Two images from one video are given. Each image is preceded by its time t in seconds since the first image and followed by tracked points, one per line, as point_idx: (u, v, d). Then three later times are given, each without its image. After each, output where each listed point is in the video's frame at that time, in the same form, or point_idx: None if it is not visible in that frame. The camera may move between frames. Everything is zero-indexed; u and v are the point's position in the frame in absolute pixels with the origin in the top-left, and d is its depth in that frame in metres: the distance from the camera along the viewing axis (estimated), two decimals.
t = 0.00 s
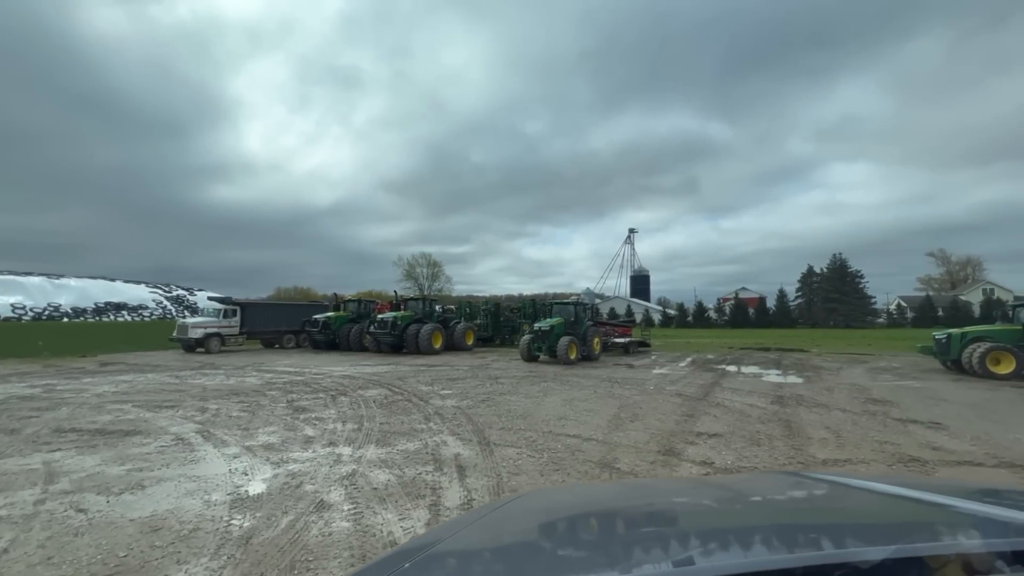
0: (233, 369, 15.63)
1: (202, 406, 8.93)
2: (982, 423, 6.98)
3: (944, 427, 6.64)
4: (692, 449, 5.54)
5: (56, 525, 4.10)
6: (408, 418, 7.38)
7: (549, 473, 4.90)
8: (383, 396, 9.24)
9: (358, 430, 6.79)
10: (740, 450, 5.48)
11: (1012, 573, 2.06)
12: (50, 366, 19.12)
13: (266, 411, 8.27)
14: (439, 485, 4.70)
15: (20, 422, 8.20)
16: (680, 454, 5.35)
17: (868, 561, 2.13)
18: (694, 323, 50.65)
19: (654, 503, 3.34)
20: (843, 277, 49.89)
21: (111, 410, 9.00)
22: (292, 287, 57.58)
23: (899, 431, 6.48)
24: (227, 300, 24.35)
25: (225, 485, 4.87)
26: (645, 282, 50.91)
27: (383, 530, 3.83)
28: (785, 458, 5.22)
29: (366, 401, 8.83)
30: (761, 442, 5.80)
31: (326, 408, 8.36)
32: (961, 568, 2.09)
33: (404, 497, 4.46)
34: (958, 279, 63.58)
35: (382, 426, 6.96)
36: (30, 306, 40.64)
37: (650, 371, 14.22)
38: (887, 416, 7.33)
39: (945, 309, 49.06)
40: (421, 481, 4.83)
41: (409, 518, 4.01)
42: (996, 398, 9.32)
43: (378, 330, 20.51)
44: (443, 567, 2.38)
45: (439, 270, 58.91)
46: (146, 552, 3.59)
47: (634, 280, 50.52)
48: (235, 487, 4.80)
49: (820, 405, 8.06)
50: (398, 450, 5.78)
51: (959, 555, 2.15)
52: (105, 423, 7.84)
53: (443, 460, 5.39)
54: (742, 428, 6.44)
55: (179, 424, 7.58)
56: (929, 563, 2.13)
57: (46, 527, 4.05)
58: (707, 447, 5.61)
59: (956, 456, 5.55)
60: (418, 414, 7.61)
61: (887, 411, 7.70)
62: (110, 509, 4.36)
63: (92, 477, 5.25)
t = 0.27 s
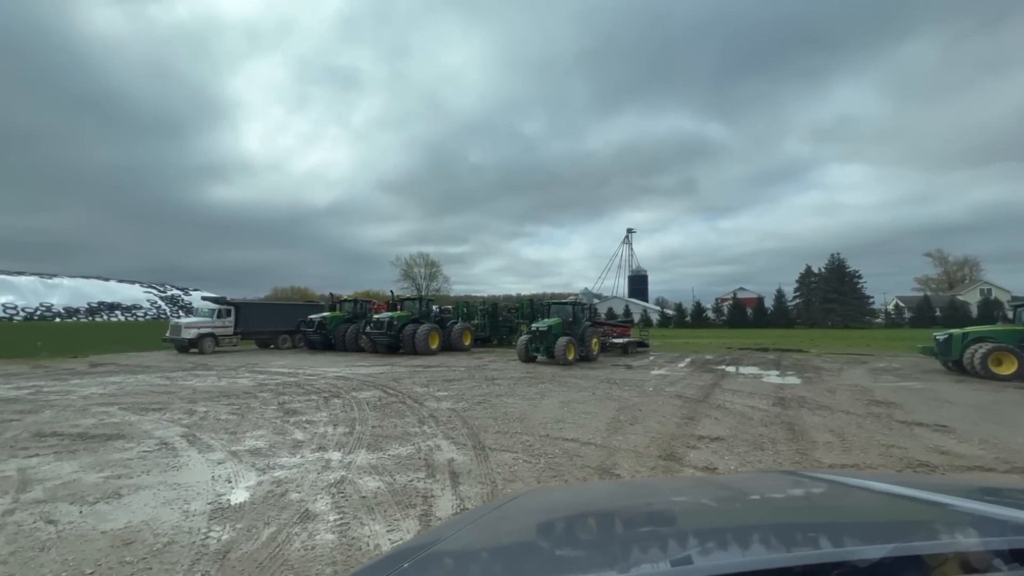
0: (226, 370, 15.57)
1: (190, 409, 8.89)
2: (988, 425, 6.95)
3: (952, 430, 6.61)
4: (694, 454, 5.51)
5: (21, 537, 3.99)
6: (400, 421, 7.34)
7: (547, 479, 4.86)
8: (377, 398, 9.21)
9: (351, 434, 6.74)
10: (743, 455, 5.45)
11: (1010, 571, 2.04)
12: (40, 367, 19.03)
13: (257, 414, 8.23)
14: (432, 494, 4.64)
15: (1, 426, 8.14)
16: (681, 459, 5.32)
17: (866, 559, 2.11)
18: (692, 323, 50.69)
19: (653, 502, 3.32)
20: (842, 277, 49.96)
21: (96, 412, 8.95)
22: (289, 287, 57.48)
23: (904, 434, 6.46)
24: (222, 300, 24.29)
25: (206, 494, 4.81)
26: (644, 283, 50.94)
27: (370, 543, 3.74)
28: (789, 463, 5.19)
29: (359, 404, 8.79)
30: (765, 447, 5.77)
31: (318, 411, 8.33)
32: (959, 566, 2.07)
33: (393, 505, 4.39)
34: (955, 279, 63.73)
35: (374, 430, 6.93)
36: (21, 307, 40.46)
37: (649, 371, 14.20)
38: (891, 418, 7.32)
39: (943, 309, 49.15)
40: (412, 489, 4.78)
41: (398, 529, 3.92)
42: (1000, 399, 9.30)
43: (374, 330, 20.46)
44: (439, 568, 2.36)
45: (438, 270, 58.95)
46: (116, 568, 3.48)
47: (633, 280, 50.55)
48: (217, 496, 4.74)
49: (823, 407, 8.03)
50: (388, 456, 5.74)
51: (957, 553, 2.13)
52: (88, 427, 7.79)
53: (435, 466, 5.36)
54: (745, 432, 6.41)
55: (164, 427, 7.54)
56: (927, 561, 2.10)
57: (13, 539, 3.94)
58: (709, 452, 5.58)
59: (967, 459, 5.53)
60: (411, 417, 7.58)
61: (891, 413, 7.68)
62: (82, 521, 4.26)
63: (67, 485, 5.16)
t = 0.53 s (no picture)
0: (220, 371, 15.51)
1: (180, 411, 8.86)
2: (993, 428, 6.93)
3: (960, 433, 6.59)
4: (696, 458, 5.48)
5: None
6: (393, 424, 7.31)
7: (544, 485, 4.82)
8: (371, 400, 9.18)
9: (342, 438, 6.70)
10: (746, 459, 5.42)
11: (1009, 570, 2.02)
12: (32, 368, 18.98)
13: (248, 417, 8.18)
14: (424, 502, 4.58)
15: None
16: (683, 464, 5.29)
17: (864, 558, 2.09)
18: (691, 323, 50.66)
19: (653, 502, 3.30)
20: (841, 277, 49.96)
21: (83, 414, 8.91)
22: (287, 287, 57.42)
23: (909, 437, 6.43)
24: (217, 300, 24.23)
25: (188, 502, 4.75)
26: (642, 283, 50.92)
27: (355, 554, 3.67)
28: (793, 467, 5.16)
29: (353, 405, 8.75)
30: (768, 451, 5.74)
31: (310, 413, 8.30)
32: (958, 565, 2.05)
33: (383, 515, 4.32)
34: (954, 279, 63.79)
35: (367, 433, 6.89)
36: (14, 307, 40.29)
37: (648, 372, 14.18)
38: (897, 421, 7.29)
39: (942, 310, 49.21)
40: (404, 496, 4.73)
41: (386, 541, 3.84)
42: (1004, 401, 9.28)
43: (371, 330, 20.40)
44: (437, 568, 2.34)
45: (436, 269, 58.94)
46: None
47: (631, 280, 50.55)
48: (199, 504, 4.68)
49: (826, 409, 8.01)
50: (379, 461, 5.70)
51: (954, 553, 2.11)
52: (72, 430, 7.76)
53: (429, 472, 5.32)
54: (746, 435, 6.39)
55: (150, 430, 7.51)
56: (925, 560, 2.08)
57: None
58: (711, 456, 5.56)
59: (978, 464, 5.49)
60: (405, 419, 7.55)
61: (896, 415, 7.65)
62: (53, 532, 4.18)
63: (43, 493, 5.09)
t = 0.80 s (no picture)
0: (214, 372, 15.47)
1: (167, 413, 8.82)
2: (999, 431, 6.90)
3: (969, 437, 6.55)
4: (699, 463, 5.45)
5: None
6: (386, 427, 7.27)
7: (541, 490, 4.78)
8: (366, 402, 9.15)
9: (333, 442, 6.64)
10: (749, 463, 5.39)
11: (1007, 569, 1.99)
12: (23, 368, 18.90)
13: (238, 420, 8.14)
14: (414, 512, 4.50)
15: None
16: (685, 469, 5.25)
17: (862, 558, 2.06)
18: (690, 323, 50.64)
19: (652, 501, 3.27)
20: (839, 277, 49.98)
21: (67, 417, 8.85)
22: (284, 287, 57.38)
23: (914, 441, 6.40)
24: (212, 299, 24.20)
25: (168, 511, 4.66)
26: (641, 283, 50.91)
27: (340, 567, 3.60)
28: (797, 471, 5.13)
29: (347, 407, 8.71)
30: (773, 455, 5.70)
31: (302, 415, 8.27)
32: (956, 565, 2.02)
33: (371, 526, 4.23)
34: (952, 279, 63.85)
35: (359, 437, 6.85)
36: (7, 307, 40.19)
37: (647, 373, 14.15)
38: (903, 424, 7.25)
39: (941, 310, 49.23)
40: (394, 504, 4.66)
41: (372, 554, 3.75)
42: (1011, 403, 9.25)
43: (367, 330, 20.35)
44: (433, 568, 2.31)
45: (434, 269, 58.93)
46: None
47: (630, 280, 50.56)
48: (180, 514, 4.59)
49: (830, 411, 7.98)
50: (369, 467, 5.65)
51: (953, 552, 2.09)
52: (52, 433, 7.70)
53: (422, 478, 5.27)
54: (749, 438, 6.36)
55: (136, 434, 7.47)
56: (924, 560, 2.05)
57: None
58: (714, 461, 5.52)
59: (986, 467, 5.46)
60: (398, 423, 7.51)
61: (902, 418, 7.62)
62: (23, 544, 4.07)
63: (18, 501, 5.01)
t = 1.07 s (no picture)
0: (207, 372, 15.41)
1: (153, 416, 8.77)
2: (1004, 433, 6.87)
3: (977, 440, 6.52)
4: (701, 467, 5.41)
5: None
6: (377, 431, 7.22)
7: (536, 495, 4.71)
8: (359, 403, 9.11)
9: (321, 447, 6.56)
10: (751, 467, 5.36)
11: (1006, 568, 1.97)
12: (14, 368, 18.80)
13: (224, 422, 8.09)
14: (403, 523, 4.37)
15: None
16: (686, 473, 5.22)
17: (863, 558, 2.04)
18: (688, 323, 50.66)
19: (651, 500, 3.25)
20: (838, 276, 50.04)
21: (49, 420, 8.78)
22: (281, 287, 57.28)
23: (918, 443, 6.37)
24: (206, 299, 24.12)
25: (141, 522, 4.51)
26: (640, 283, 50.93)
27: None
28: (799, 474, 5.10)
29: (339, 409, 8.67)
30: (776, 459, 5.67)
31: (292, 418, 8.22)
32: (955, 563, 2.00)
33: (357, 538, 4.08)
34: (950, 279, 64.00)
35: (349, 441, 6.80)
36: None
37: (646, 374, 14.14)
38: (909, 427, 7.21)
39: (939, 310, 49.30)
40: (383, 513, 4.54)
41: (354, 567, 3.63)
42: (1015, 405, 9.22)
43: (363, 330, 20.30)
44: (430, 570, 2.28)
45: (432, 269, 58.90)
46: None
47: (628, 280, 50.58)
48: (151, 526, 4.44)
49: (834, 414, 7.94)
50: (358, 472, 5.59)
51: (952, 551, 2.07)
52: (32, 437, 7.63)
53: (413, 485, 5.20)
54: (750, 442, 6.33)
55: (118, 438, 7.41)
56: (923, 559, 2.03)
57: None
58: (717, 465, 5.49)
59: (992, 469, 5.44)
60: (389, 425, 7.46)
61: (907, 420, 7.59)
62: None
63: None
